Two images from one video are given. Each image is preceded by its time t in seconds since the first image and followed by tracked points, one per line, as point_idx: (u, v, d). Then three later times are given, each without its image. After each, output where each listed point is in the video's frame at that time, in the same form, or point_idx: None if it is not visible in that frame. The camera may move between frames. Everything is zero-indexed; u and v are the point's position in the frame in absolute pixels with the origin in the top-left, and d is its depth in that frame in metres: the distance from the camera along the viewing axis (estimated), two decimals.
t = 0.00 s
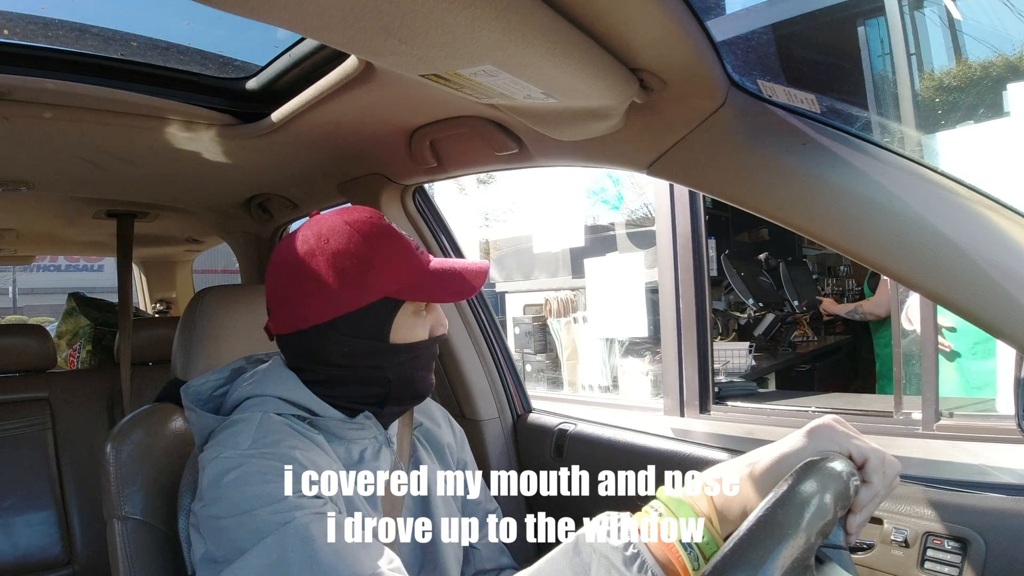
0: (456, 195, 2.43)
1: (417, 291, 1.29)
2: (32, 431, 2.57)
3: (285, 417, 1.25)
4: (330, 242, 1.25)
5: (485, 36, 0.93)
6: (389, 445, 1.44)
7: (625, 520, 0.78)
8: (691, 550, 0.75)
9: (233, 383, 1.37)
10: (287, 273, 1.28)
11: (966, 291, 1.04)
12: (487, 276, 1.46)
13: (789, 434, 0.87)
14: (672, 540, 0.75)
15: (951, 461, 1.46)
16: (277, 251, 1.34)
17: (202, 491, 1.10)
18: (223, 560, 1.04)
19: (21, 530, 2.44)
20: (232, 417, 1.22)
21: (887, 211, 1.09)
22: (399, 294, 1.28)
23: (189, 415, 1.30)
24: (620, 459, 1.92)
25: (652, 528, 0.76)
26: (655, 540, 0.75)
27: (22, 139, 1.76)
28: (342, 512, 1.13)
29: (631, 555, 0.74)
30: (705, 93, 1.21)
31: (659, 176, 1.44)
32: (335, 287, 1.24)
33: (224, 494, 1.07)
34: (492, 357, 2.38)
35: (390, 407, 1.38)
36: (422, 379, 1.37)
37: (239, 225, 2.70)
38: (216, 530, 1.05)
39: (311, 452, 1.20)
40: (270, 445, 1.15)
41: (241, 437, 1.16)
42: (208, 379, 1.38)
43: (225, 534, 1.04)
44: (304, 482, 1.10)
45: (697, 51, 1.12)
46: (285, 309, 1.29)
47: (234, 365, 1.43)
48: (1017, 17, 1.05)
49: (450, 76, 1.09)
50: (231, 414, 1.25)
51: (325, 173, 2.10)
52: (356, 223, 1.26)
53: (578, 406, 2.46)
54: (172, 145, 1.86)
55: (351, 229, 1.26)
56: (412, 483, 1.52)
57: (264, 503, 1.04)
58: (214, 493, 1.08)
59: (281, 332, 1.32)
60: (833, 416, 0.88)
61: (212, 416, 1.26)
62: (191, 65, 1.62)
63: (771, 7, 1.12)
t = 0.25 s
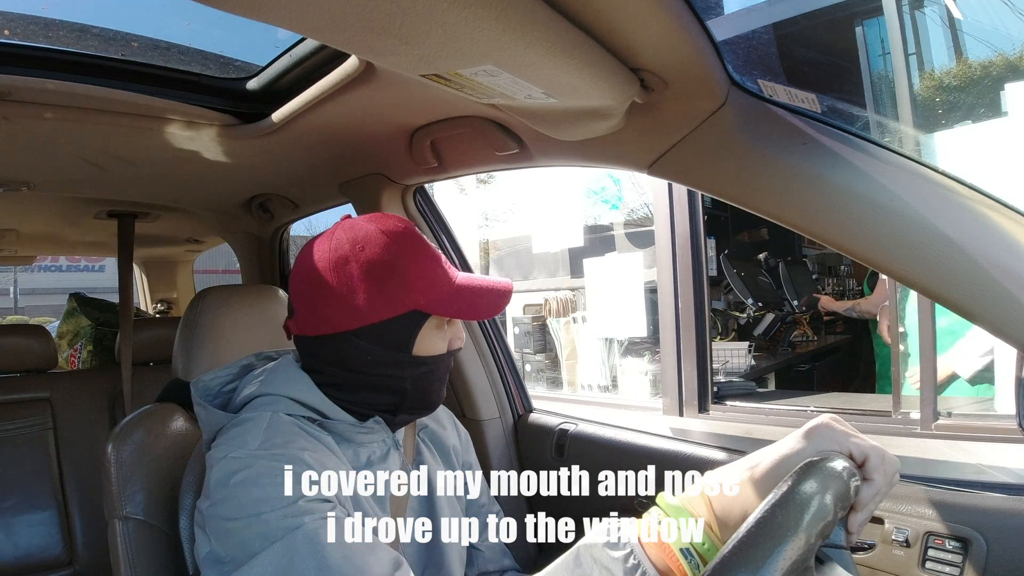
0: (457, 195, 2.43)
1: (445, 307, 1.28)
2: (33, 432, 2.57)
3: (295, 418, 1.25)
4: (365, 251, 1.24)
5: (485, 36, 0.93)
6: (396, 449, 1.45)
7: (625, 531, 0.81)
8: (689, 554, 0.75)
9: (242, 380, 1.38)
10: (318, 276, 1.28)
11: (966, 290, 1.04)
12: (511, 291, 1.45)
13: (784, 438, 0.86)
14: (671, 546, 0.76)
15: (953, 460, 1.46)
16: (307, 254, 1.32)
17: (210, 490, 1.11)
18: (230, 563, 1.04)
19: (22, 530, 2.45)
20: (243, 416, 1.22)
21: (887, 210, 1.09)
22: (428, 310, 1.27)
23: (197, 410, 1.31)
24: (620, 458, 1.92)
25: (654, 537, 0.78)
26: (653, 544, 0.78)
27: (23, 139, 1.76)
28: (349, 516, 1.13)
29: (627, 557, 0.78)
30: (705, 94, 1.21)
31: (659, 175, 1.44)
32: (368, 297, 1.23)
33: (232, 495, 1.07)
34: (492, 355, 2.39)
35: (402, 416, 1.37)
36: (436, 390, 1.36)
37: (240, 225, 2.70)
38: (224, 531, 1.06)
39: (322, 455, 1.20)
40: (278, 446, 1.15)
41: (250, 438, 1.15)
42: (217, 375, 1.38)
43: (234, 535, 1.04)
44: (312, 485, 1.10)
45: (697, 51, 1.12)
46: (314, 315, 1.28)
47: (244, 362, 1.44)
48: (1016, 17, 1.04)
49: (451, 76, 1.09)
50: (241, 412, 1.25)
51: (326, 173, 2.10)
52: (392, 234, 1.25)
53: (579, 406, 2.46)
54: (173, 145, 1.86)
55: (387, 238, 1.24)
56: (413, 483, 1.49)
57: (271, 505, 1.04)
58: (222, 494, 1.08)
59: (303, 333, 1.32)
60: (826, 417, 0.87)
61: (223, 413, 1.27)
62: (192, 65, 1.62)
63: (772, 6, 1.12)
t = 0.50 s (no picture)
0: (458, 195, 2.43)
1: (453, 310, 1.28)
2: (34, 432, 2.57)
3: (299, 418, 1.25)
4: (373, 255, 1.23)
5: (485, 36, 0.93)
6: (401, 450, 1.45)
7: (620, 531, 0.83)
8: (688, 559, 0.75)
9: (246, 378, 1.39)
10: (325, 281, 1.26)
11: (967, 290, 1.04)
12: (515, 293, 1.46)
13: (782, 440, 0.86)
14: (668, 549, 0.76)
15: (954, 460, 1.46)
16: (313, 258, 1.31)
17: (213, 492, 1.11)
18: (235, 565, 1.04)
19: (23, 530, 2.45)
20: (246, 416, 1.22)
21: (887, 209, 1.09)
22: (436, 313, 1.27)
23: (203, 407, 1.32)
24: (620, 458, 1.92)
25: (649, 536, 0.79)
26: (647, 541, 0.79)
27: (23, 140, 1.76)
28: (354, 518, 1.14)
29: (620, 549, 0.80)
30: (705, 94, 1.22)
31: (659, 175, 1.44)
32: (376, 302, 1.22)
33: (235, 498, 1.07)
34: (492, 354, 2.39)
35: (410, 415, 1.37)
36: (442, 392, 1.37)
37: (241, 225, 2.69)
38: (229, 534, 1.06)
39: (325, 456, 1.20)
40: (282, 448, 1.15)
41: (252, 441, 1.15)
42: (223, 372, 1.40)
43: (239, 539, 1.04)
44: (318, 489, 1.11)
45: (697, 51, 1.12)
46: (321, 320, 1.27)
47: (248, 360, 1.45)
48: (1018, 18, 1.03)
49: (451, 76, 1.09)
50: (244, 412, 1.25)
51: (326, 173, 2.10)
52: (399, 238, 1.25)
53: (580, 406, 2.46)
54: (174, 146, 1.86)
55: (394, 242, 1.23)
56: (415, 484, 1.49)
57: (277, 509, 1.04)
58: (226, 496, 1.08)
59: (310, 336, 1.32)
60: (824, 418, 0.88)
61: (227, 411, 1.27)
62: (192, 65, 1.62)
63: (772, 6, 1.11)
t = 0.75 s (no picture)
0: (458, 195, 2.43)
1: (451, 311, 1.28)
2: (34, 432, 2.57)
3: (298, 419, 1.24)
4: (371, 257, 1.23)
5: (485, 36, 0.93)
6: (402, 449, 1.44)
7: (621, 531, 0.83)
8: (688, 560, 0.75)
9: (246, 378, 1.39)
10: (322, 283, 1.25)
11: (966, 289, 1.04)
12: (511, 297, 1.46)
13: (781, 441, 0.86)
14: (668, 550, 0.76)
15: (954, 460, 1.46)
16: (309, 261, 1.30)
17: (212, 492, 1.11)
18: (235, 564, 1.04)
19: (23, 530, 2.45)
20: (245, 416, 1.22)
21: (887, 209, 1.09)
22: (434, 314, 1.27)
23: (201, 408, 1.32)
24: (620, 458, 1.92)
25: (649, 537, 0.79)
26: (646, 542, 0.79)
27: (24, 140, 1.76)
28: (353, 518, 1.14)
29: (620, 549, 0.80)
30: (705, 93, 1.22)
31: (659, 175, 1.44)
32: (374, 303, 1.22)
33: (235, 498, 1.07)
34: (493, 354, 2.39)
35: (409, 416, 1.37)
36: (441, 393, 1.36)
37: (241, 226, 2.69)
38: (229, 535, 1.06)
39: (325, 456, 1.20)
40: (281, 449, 1.15)
41: (251, 441, 1.15)
42: (223, 372, 1.40)
43: (239, 539, 1.05)
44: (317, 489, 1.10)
45: (697, 50, 1.12)
46: (318, 323, 1.26)
47: (248, 360, 1.45)
48: (1017, 17, 1.03)
49: (451, 76, 1.09)
50: (244, 413, 1.25)
51: (326, 173, 2.10)
52: (397, 239, 1.25)
53: (580, 406, 2.46)
54: (174, 146, 1.86)
55: (392, 244, 1.24)
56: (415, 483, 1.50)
57: (275, 510, 1.04)
58: (226, 496, 1.08)
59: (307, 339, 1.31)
60: (823, 418, 0.88)
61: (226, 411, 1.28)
62: (192, 65, 1.62)
63: (772, 6, 1.11)
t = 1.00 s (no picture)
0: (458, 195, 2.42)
1: (444, 308, 1.28)
2: (34, 433, 2.58)
3: (295, 418, 1.25)
4: (362, 254, 1.23)
5: (486, 35, 0.93)
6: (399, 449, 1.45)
7: (621, 529, 0.83)
8: (687, 561, 0.75)
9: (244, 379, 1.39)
10: (315, 281, 1.26)
11: (965, 289, 1.04)
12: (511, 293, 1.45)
13: (781, 441, 0.86)
14: (667, 548, 0.77)
15: (954, 460, 1.46)
16: (305, 255, 1.32)
17: (211, 493, 1.11)
18: (234, 565, 1.05)
19: (23, 531, 2.45)
20: (244, 416, 1.23)
21: (886, 208, 1.09)
22: (426, 312, 1.27)
23: (199, 409, 1.32)
24: (620, 458, 1.92)
25: (649, 536, 0.80)
26: (646, 541, 0.79)
27: (24, 140, 1.76)
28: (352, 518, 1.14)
29: (619, 549, 0.80)
30: (705, 93, 1.21)
31: (659, 174, 1.44)
32: (363, 301, 1.22)
33: (234, 499, 1.07)
34: (493, 354, 2.39)
35: (404, 416, 1.37)
36: (437, 392, 1.36)
37: (241, 226, 2.69)
38: (229, 536, 1.06)
39: (323, 455, 1.20)
40: (279, 448, 1.15)
41: (249, 441, 1.16)
42: (221, 373, 1.40)
43: (238, 540, 1.05)
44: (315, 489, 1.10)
45: (697, 51, 1.12)
46: (311, 318, 1.28)
47: (246, 361, 1.45)
48: (1018, 17, 1.03)
49: (452, 76, 1.09)
50: (243, 414, 1.26)
51: (326, 173, 2.10)
52: (389, 236, 1.24)
53: (580, 406, 2.46)
54: (174, 146, 1.86)
55: (383, 242, 1.23)
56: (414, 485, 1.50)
57: (273, 509, 1.04)
58: (224, 497, 1.09)
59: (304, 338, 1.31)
60: (824, 417, 0.88)
61: (225, 413, 1.28)
62: (193, 65, 1.62)
63: (772, 7, 1.11)
